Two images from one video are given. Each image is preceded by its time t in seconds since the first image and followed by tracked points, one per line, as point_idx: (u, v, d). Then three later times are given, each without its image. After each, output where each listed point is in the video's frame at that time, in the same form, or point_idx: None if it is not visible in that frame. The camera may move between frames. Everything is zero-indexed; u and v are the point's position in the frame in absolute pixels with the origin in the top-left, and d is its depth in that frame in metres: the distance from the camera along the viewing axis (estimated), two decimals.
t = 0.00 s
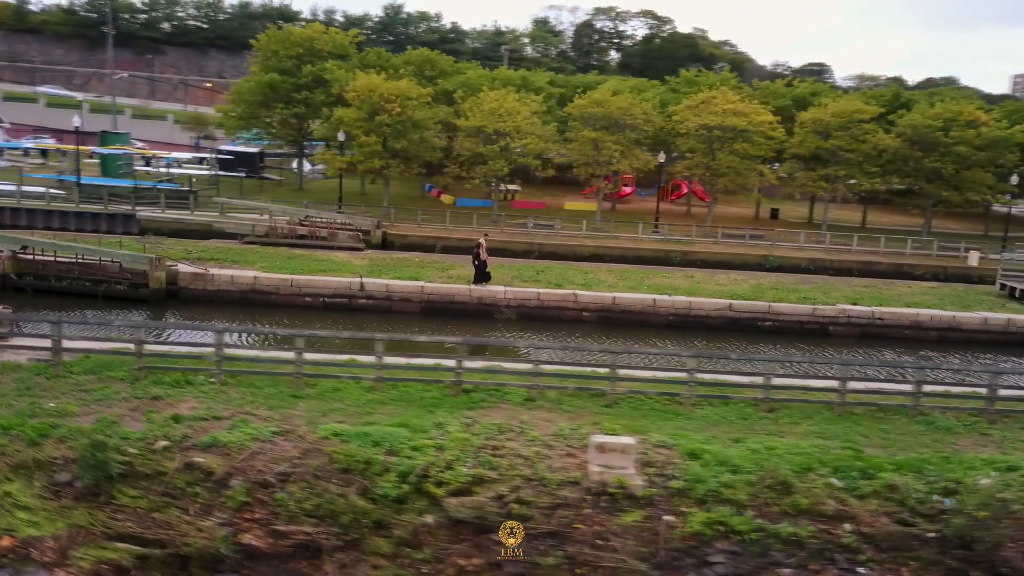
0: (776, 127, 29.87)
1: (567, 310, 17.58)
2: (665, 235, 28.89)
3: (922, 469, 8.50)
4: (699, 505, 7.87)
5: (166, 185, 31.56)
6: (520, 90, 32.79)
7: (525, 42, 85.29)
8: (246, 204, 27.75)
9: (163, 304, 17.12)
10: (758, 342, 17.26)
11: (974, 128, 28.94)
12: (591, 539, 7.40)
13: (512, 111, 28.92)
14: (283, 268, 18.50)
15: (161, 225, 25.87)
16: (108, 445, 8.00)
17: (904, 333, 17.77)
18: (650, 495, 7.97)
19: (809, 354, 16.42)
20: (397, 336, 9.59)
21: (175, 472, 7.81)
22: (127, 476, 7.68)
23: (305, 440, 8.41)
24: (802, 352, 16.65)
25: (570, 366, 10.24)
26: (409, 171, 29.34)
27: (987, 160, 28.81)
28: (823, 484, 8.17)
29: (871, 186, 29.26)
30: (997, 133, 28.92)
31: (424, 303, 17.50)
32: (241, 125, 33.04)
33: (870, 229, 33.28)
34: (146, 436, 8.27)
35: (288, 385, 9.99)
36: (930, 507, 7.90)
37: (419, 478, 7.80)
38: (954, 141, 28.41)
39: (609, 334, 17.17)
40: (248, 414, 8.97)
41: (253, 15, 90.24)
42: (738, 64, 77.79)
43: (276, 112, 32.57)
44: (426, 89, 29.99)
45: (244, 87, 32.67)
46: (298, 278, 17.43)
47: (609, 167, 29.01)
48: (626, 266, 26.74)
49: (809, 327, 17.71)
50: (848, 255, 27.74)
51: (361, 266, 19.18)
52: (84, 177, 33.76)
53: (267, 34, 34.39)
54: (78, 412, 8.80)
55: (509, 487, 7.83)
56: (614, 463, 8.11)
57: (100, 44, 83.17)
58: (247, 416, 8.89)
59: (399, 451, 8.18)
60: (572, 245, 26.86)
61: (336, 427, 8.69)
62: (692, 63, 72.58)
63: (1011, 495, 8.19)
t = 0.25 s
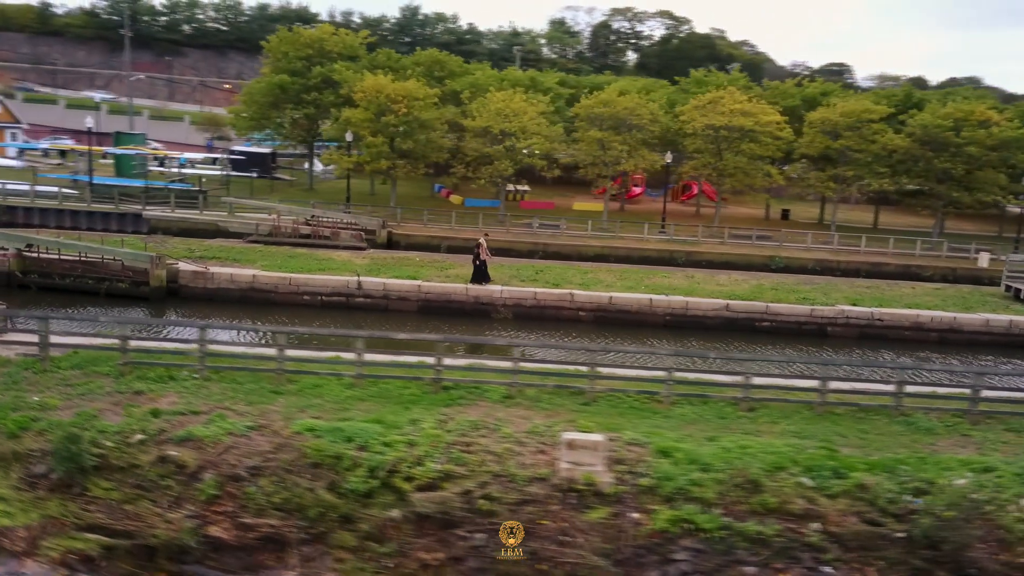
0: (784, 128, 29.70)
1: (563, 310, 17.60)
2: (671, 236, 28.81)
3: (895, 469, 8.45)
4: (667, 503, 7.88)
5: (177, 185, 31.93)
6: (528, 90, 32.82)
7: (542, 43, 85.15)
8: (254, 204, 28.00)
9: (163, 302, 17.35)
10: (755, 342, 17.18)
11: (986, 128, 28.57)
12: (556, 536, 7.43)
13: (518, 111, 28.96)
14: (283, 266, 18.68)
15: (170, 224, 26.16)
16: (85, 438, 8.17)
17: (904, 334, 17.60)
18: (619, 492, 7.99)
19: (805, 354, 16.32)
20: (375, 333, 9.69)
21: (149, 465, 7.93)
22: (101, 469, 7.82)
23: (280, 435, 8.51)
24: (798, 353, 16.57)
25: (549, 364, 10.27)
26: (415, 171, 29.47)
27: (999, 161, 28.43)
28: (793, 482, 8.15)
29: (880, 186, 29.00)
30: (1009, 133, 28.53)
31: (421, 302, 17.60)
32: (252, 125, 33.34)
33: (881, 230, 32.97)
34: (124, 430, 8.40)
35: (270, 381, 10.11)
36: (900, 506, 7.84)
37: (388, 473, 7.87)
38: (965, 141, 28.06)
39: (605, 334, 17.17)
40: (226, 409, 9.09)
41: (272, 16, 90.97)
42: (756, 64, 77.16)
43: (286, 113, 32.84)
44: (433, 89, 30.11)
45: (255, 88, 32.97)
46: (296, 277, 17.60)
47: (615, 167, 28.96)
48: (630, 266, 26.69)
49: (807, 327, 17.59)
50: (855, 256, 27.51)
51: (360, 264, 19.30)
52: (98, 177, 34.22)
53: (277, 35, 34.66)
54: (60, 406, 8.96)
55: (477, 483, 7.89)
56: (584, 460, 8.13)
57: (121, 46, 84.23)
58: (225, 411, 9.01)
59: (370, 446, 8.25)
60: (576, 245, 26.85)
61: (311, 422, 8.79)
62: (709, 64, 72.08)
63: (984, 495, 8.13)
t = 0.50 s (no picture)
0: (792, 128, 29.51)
1: (559, 309, 17.62)
2: (677, 236, 28.71)
3: (868, 469, 8.41)
4: (634, 500, 7.89)
5: (186, 185, 32.28)
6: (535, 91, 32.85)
7: (558, 44, 84.96)
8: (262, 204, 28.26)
9: (164, 300, 17.61)
10: (752, 343, 17.10)
11: (997, 128, 28.20)
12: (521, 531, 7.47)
13: (524, 111, 28.99)
14: (283, 265, 18.84)
15: (179, 224, 26.45)
16: (63, 431, 8.32)
17: (904, 335, 17.44)
18: (587, 489, 8.01)
19: (801, 355, 16.21)
20: (355, 330, 9.78)
21: (124, 458, 8.07)
22: (76, 461, 7.97)
23: (254, 429, 8.61)
24: (794, 354, 16.46)
25: (529, 362, 10.30)
26: (422, 171, 29.59)
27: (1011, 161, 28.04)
28: (763, 481, 8.14)
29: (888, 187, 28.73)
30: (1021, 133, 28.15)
31: (418, 301, 17.69)
32: (262, 126, 33.65)
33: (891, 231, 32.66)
34: (102, 424, 8.55)
35: (253, 377, 10.23)
36: (869, 506, 7.80)
37: (357, 468, 7.95)
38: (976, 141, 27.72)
39: (600, 333, 17.16)
40: (205, 404, 9.21)
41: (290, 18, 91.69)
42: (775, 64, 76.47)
43: (295, 114, 33.08)
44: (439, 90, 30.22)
45: (265, 89, 33.23)
46: (295, 275, 17.76)
47: (621, 167, 28.91)
48: (635, 267, 26.64)
49: (805, 328, 17.46)
50: (862, 257, 27.30)
51: (360, 263, 19.42)
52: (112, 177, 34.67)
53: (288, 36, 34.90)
54: (42, 400, 9.13)
55: (445, 479, 7.94)
56: (552, 456, 8.15)
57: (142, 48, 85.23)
58: (203, 406, 9.12)
59: (342, 441, 8.33)
60: (581, 245, 26.84)
61: (287, 418, 8.88)
62: (726, 64, 71.55)
63: (956, 496, 8.07)
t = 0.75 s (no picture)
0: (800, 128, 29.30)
1: (556, 309, 17.62)
2: (684, 236, 28.61)
3: (840, 470, 8.37)
4: (601, 498, 7.92)
5: (196, 185, 32.70)
6: (544, 92, 32.86)
7: (576, 44, 84.74)
8: (271, 204, 28.50)
9: (165, 298, 17.84)
10: (748, 343, 17.00)
11: (1009, 128, 27.81)
12: (486, 527, 7.52)
13: (531, 112, 29.02)
14: (283, 264, 19.01)
15: (188, 223, 26.75)
16: (42, 424, 8.49)
17: (904, 337, 17.26)
18: (554, 486, 8.05)
19: (797, 356, 16.09)
20: (334, 327, 9.89)
21: (99, 451, 8.22)
22: (52, 454, 8.12)
23: (230, 424, 8.73)
24: (791, 354, 16.34)
25: (508, 360, 10.33)
26: (429, 171, 29.69)
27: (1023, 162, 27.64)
28: (732, 480, 8.13)
29: (898, 187, 28.43)
30: None
31: (415, 300, 17.78)
32: (274, 127, 33.96)
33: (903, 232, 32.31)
34: (80, 417, 8.70)
35: (236, 373, 10.36)
36: (836, 506, 7.77)
37: (326, 463, 8.03)
38: (987, 141, 27.35)
39: (596, 333, 17.15)
40: (184, 399, 9.34)
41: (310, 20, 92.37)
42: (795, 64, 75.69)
43: (306, 114, 33.32)
44: (447, 91, 30.32)
45: (276, 90, 33.50)
46: (294, 274, 17.93)
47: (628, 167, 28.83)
48: (640, 267, 26.59)
49: (803, 329, 17.31)
50: (870, 258, 27.05)
51: (360, 263, 19.54)
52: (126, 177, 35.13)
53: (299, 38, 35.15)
54: (27, 394, 9.31)
55: (413, 475, 8.01)
56: (521, 453, 8.20)
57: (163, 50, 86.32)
58: (182, 401, 9.25)
59: (314, 437, 8.43)
60: (586, 245, 26.83)
61: (264, 413, 8.99)
62: (745, 65, 70.96)
63: (926, 497, 8.02)
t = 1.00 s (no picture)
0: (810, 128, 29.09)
1: (553, 309, 17.63)
2: (691, 237, 28.49)
3: (811, 469, 8.33)
4: (569, 495, 7.95)
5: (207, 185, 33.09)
6: (553, 92, 32.87)
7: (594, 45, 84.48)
8: (280, 204, 28.76)
9: (168, 296, 18.08)
10: (745, 344, 16.92)
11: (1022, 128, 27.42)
12: (451, 523, 7.58)
13: (539, 112, 29.05)
14: (285, 263, 19.19)
15: (198, 223, 27.07)
16: (24, 417, 8.66)
17: (904, 338, 17.09)
18: (523, 483, 8.09)
19: (794, 357, 15.99)
20: (315, 325, 10.00)
21: (78, 444, 8.37)
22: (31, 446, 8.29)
23: (207, 419, 8.85)
24: (788, 355, 16.24)
25: (488, 358, 10.39)
26: (437, 171, 29.81)
27: None
28: (701, 479, 8.13)
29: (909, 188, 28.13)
30: None
31: (414, 299, 17.89)
32: (286, 127, 34.26)
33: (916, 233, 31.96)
34: (62, 411, 8.87)
35: (221, 369, 10.49)
36: (804, 506, 7.74)
37: (298, 457, 8.13)
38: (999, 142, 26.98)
39: (593, 333, 17.14)
40: (165, 394, 9.48)
41: (329, 22, 92.99)
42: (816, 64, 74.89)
43: (316, 115, 33.58)
44: (455, 91, 30.41)
45: (287, 92, 33.77)
46: (294, 273, 18.09)
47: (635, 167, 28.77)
48: (645, 268, 26.53)
49: (802, 330, 17.18)
50: (879, 259, 26.79)
51: (360, 262, 19.67)
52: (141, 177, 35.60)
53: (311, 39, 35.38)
54: (14, 388, 9.50)
55: (383, 470, 8.08)
56: (491, 450, 8.25)
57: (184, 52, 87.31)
58: (163, 396, 9.39)
59: (288, 432, 8.53)
60: (591, 245, 26.81)
61: (242, 408, 9.11)
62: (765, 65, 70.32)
63: (897, 498, 7.96)
